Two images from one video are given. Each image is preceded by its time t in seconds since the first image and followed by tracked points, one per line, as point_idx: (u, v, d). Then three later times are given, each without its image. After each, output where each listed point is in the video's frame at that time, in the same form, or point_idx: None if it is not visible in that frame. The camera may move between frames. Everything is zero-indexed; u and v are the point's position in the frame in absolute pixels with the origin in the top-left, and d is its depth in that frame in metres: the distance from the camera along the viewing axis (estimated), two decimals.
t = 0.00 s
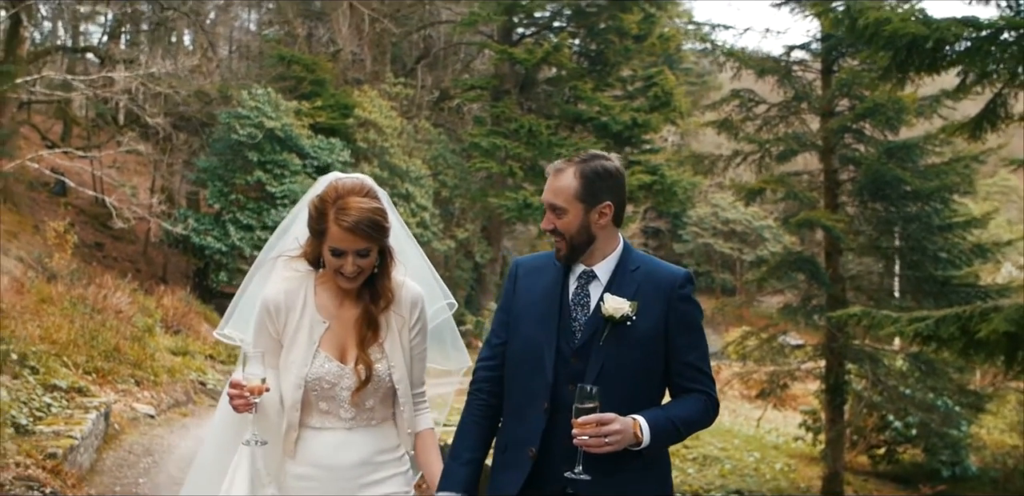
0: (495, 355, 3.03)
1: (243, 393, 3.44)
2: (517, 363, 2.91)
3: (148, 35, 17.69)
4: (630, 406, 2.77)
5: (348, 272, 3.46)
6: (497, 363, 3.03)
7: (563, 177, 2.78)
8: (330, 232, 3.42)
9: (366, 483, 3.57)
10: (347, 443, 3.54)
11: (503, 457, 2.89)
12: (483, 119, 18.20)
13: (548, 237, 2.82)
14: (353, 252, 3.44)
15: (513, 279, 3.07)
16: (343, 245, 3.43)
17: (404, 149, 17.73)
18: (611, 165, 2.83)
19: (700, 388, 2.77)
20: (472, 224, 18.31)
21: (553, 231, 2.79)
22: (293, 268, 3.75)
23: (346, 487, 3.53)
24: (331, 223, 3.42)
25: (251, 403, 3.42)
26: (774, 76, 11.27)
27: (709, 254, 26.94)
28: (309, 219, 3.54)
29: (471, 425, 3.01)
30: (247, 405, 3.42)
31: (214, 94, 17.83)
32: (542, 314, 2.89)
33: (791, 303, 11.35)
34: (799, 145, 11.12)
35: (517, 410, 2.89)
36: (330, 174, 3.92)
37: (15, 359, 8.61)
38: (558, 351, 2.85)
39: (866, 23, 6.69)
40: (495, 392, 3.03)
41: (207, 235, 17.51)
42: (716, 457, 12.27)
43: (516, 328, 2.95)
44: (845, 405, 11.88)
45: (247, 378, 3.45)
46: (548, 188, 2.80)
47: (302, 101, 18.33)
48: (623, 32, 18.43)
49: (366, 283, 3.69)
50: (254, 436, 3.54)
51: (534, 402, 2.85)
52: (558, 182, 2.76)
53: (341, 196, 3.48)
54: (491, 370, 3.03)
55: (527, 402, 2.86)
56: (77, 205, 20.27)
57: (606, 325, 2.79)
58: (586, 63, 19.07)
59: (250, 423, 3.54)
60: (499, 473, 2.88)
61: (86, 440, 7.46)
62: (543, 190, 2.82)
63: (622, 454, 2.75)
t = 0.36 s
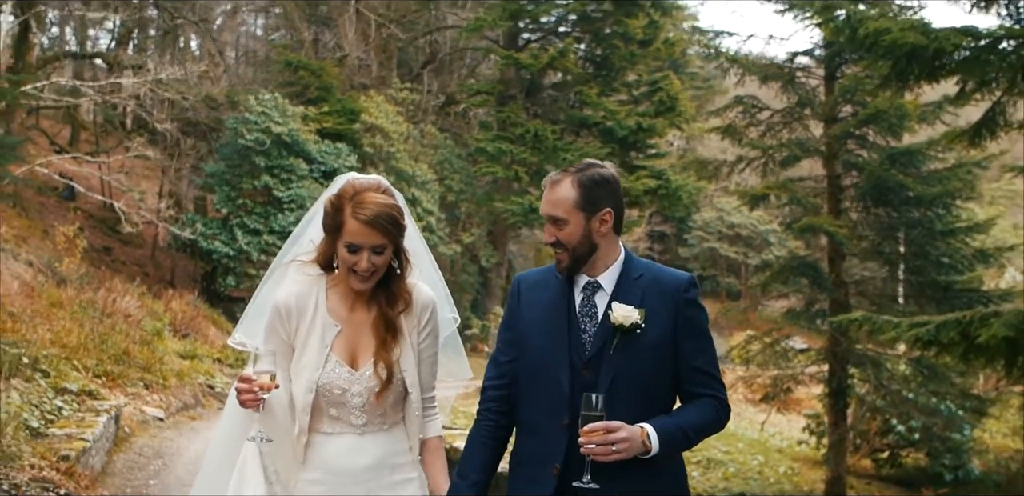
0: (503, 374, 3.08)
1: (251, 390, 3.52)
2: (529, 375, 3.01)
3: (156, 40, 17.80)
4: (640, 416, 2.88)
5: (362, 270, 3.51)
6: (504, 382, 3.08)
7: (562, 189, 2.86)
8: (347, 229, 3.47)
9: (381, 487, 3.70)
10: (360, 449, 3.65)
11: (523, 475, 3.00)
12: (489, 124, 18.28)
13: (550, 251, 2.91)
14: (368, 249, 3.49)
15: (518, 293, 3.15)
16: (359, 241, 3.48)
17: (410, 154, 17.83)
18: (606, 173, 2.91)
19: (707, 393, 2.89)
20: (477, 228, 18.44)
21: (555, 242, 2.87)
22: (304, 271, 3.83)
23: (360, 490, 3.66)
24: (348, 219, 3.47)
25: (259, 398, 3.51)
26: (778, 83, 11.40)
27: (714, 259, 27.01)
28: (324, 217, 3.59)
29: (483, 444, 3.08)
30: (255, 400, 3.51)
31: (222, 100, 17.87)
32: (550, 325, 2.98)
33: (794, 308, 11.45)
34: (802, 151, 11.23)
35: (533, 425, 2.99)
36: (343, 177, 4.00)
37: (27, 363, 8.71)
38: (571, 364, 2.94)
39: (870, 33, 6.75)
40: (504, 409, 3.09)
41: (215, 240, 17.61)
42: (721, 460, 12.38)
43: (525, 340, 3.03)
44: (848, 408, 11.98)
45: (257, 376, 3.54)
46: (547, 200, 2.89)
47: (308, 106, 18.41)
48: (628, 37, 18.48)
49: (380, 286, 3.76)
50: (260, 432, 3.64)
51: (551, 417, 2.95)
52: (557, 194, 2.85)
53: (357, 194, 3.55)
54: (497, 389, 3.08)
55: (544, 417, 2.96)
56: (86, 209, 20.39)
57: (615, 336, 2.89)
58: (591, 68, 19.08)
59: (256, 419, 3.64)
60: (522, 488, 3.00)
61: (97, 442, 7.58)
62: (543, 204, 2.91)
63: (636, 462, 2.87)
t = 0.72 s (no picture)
0: (510, 367, 3.18)
1: (259, 382, 3.62)
2: (538, 367, 3.06)
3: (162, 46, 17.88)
4: (650, 406, 2.92)
5: (370, 259, 3.58)
6: (513, 375, 3.18)
7: (566, 181, 2.93)
8: (355, 219, 3.55)
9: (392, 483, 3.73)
10: (367, 445, 3.69)
11: (534, 469, 3.05)
12: (495, 129, 18.36)
13: (556, 243, 2.97)
14: (377, 238, 3.56)
15: (524, 288, 3.22)
16: (367, 230, 3.55)
17: (416, 159, 17.92)
18: (609, 166, 2.99)
19: (718, 378, 2.93)
20: (482, 233, 18.54)
21: (559, 236, 2.93)
22: (316, 268, 3.92)
23: (372, 485, 3.69)
24: (355, 210, 3.55)
25: (266, 388, 3.62)
26: (780, 89, 11.49)
27: (719, 264, 27.06)
28: (332, 210, 3.67)
29: (486, 434, 3.13)
30: (261, 391, 3.62)
31: (229, 105, 17.92)
32: (557, 317, 3.05)
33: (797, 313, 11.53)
34: (804, 157, 11.31)
35: (544, 417, 3.03)
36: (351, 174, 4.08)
37: (36, 365, 8.80)
38: (581, 355, 3.00)
39: (869, 42, 6.85)
40: (512, 400, 3.18)
41: (222, 245, 17.76)
42: (724, 463, 12.46)
43: (532, 334, 3.10)
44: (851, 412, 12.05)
45: (265, 365, 3.64)
46: (551, 193, 2.95)
47: (315, 111, 18.52)
48: (632, 43, 18.56)
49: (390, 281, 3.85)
50: (270, 424, 3.71)
51: (561, 408, 2.99)
52: (561, 187, 2.91)
53: (364, 185, 3.63)
54: (507, 379, 3.17)
55: (554, 410, 3.00)
56: (94, 213, 20.52)
57: (623, 324, 2.95)
58: (596, 74, 19.26)
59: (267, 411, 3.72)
60: (534, 483, 3.04)
61: (106, 444, 7.67)
62: (547, 197, 2.97)
63: (642, 449, 2.90)
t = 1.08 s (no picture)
0: (521, 359, 3.24)
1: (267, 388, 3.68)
2: (546, 361, 3.13)
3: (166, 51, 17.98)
4: (658, 403, 3.01)
5: (380, 265, 3.64)
6: (524, 368, 3.23)
7: (578, 176, 3.00)
8: (364, 225, 3.62)
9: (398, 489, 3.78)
10: (377, 451, 3.75)
11: (539, 462, 3.11)
12: (496, 134, 18.45)
13: (565, 237, 3.06)
14: (386, 244, 3.62)
15: (534, 282, 3.30)
16: (376, 236, 3.61)
17: (418, 164, 18.01)
18: (622, 162, 3.05)
19: (725, 377, 3.01)
20: (484, 238, 18.63)
21: (569, 230, 3.01)
22: (327, 271, 4.01)
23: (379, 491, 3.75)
24: (365, 216, 3.62)
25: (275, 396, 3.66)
26: (780, 96, 11.61)
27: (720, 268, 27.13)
28: (342, 214, 3.75)
29: (501, 426, 3.18)
30: (271, 398, 3.67)
31: (232, 110, 18.05)
32: (565, 310, 3.13)
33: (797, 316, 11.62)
34: (803, 162, 11.40)
35: (547, 410, 3.11)
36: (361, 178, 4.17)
37: (41, 368, 8.87)
38: (587, 348, 3.09)
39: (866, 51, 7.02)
40: (523, 393, 3.23)
41: (225, 248, 17.81)
42: (725, 466, 12.54)
43: (540, 327, 3.18)
44: (850, 415, 12.15)
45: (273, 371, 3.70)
46: (563, 187, 3.03)
47: (318, 116, 18.61)
48: (633, 48, 18.65)
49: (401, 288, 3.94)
50: (279, 430, 3.79)
51: (567, 403, 3.06)
52: (572, 182, 2.98)
53: (374, 191, 3.71)
54: (517, 373, 3.23)
55: (561, 406, 3.08)
56: (97, 218, 20.61)
57: (628, 318, 3.03)
58: (597, 79, 19.35)
59: (277, 417, 3.77)
60: (538, 477, 3.10)
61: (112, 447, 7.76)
62: (559, 190, 3.05)
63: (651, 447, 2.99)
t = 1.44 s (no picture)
0: (536, 374, 3.32)
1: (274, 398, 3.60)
2: (563, 377, 3.21)
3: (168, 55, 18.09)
4: (669, 419, 3.07)
5: (382, 272, 3.67)
6: (538, 382, 3.32)
7: (603, 194, 3.01)
8: (364, 231, 3.65)
9: None
10: (380, 462, 3.77)
11: (553, 475, 3.22)
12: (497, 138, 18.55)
13: (588, 256, 3.07)
14: (387, 250, 3.67)
15: (551, 295, 3.37)
16: (377, 242, 3.65)
17: (419, 167, 18.11)
18: (642, 178, 3.09)
19: (738, 398, 3.07)
20: (485, 241, 18.72)
21: (595, 250, 3.03)
22: (326, 280, 4.00)
23: None
24: (366, 222, 3.66)
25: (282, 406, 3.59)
26: (778, 100, 11.72)
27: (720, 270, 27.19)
28: (342, 222, 3.77)
29: (516, 440, 3.29)
30: (278, 410, 3.59)
31: (235, 115, 18.17)
32: (583, 326, 3.20)
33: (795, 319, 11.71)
34: (801, 165, 11.49)
35: (562, 425, 3.20)
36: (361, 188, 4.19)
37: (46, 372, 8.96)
38: (602, 364, 3.15)
39: (858, 58, 7.17)
40: (539, 408, 3.32)
41: (227, 251, 17.83)
42: (724, 467, 12.64)
43: (557, 342, 3.24)
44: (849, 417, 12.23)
45: (280, 381, 3.61)
46: (586, 207, 3.03)
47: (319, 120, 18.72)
48: (633, 52, 18.75)
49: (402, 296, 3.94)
50: (285, 441, 3.77)
51: (582, 419, 3.14)
52: (598, 202, 2.99)
53: (374, 198, 3.75)
54: (532, 386, 3.32)
55: (577, 420, 3.15)
56: (100, 222, 20.70)
57: (644, 336, 3.10)
58: (597, 83, 19.47)
59: (282, 429, 3.76)
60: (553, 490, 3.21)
61: (118, 449, 7.86)
62: (582, 209, 3.05)
63: (658, 467, 3.07)
